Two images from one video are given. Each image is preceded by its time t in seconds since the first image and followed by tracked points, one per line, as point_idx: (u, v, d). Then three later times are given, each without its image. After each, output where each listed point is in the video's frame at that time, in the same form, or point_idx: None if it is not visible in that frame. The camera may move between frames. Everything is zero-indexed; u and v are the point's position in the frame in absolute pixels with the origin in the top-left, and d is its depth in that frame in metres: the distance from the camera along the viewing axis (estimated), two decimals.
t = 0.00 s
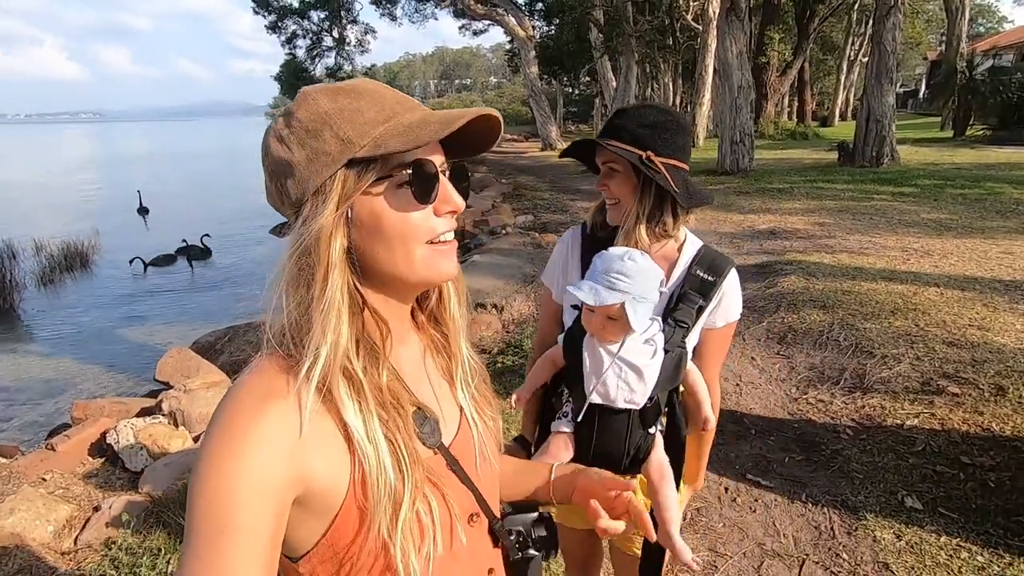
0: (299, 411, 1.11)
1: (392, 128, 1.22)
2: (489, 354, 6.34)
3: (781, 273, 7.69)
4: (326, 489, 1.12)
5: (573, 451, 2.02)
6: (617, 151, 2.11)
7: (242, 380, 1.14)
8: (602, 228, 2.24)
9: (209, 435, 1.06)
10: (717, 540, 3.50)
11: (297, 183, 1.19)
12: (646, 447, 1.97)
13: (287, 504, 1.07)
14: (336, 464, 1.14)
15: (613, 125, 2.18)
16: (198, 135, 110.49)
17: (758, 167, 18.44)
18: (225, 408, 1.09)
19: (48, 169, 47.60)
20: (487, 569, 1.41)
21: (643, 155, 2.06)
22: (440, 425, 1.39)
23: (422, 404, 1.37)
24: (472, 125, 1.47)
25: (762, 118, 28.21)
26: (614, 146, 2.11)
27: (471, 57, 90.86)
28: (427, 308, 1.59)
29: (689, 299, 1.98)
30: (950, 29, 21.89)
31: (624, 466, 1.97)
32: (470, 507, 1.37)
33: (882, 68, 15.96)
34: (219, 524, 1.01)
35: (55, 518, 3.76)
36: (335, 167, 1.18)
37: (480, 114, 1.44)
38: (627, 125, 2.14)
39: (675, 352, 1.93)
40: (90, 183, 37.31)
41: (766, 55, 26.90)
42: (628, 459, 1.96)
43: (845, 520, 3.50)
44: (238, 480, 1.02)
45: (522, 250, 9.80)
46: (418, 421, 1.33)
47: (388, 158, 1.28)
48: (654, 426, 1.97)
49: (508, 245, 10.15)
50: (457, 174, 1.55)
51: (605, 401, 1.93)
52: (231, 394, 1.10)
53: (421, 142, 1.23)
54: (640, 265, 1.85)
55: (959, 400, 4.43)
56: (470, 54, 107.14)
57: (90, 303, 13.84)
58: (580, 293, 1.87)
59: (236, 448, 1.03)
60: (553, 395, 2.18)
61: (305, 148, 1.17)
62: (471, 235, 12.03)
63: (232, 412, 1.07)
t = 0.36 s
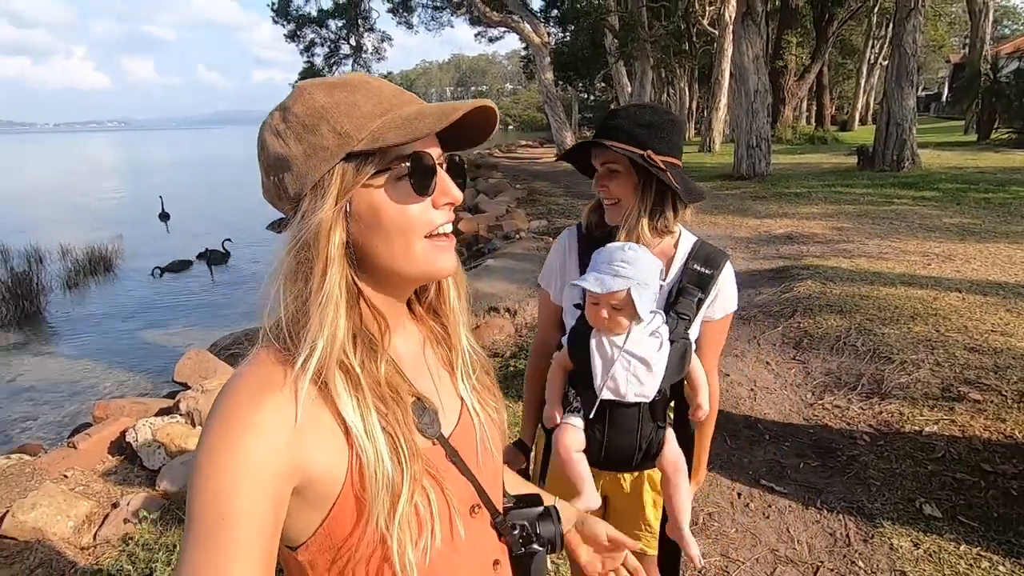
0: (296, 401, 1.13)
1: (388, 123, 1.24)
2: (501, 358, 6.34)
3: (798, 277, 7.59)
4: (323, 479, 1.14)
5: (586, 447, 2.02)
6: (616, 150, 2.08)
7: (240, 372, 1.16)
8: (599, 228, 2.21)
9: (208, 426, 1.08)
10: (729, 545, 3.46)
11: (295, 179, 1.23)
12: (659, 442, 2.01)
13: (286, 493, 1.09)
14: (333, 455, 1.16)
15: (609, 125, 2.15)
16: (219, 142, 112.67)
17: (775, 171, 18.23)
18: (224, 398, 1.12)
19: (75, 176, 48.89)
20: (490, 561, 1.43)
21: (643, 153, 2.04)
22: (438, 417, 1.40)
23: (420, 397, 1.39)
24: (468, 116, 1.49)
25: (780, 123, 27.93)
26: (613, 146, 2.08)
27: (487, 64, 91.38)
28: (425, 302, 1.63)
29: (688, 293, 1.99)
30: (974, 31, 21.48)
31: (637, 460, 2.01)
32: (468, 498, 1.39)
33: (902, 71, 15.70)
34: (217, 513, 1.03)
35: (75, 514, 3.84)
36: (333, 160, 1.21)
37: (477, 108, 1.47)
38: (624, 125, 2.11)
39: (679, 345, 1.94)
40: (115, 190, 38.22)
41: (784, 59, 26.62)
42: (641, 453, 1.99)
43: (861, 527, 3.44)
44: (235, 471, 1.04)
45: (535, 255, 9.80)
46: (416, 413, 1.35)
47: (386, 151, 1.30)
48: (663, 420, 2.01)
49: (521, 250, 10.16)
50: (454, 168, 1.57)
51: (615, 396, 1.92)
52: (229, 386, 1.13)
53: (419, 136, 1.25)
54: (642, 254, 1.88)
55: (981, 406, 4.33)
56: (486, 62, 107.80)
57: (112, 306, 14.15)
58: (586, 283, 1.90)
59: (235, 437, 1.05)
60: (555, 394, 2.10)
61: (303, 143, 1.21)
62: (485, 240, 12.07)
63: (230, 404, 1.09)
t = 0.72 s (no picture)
0: (299, 412, 1.13)
1: (439, 139, 1.30)
2: (514, 368, 6.33)
3: (815, 292, 7.48)
4: (326, 488, 1.15)
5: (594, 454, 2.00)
6: (620, 163, 2.04)
7: (242, 378, 1.16)
8: (602, 240, 2.17)
9: (209, 436, 1.08)
10: (741, 563, 3.39)
11: (341, 185, 1.22)
12: (669, 449, 1.98)
13: (288, 503, 1.09)
14: (335, 464, 1.16)
15: (608, 138, 2.10)
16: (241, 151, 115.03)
17: (794, 184, 18.05)
18: (227, 407, 1.12)
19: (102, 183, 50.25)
20: (496, 569, 1.43)
21: (647, 165, 2.01)
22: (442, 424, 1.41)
23: (425, 404, 1.40)
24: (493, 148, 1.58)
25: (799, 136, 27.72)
26: (615, 159, 2.04)
27: (505, 75, 92.11)
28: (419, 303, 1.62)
29: (693, 299, 1.96)
30: (999, 45, 21.13)
31: (646, 468, 1.99)
32: (474, 507, 1.39)
33: (924, 85, 15.47)
34: (222, 522, 1.04)
35: (90, 513, 3.90)
36: (389, 167, 1.24)
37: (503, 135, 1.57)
38: (623, 138, 2.06)
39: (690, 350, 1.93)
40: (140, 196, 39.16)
41: (803, 72, 26.39)
42: (650, 461, 1.97)
43: (878, 549, 3.35)
44: (238, 479, 1.05)
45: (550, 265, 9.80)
46: (420, 421, 1.35)
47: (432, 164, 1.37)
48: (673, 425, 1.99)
49: (535, 260, 10.17)
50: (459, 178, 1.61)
51: (627, 403, 1.91)
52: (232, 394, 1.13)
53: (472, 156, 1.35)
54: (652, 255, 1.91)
55: (1005, 427, 4.20)
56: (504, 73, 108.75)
57: (133, 310, 14.42)
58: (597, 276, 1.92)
59: (237, 447, 1.06)
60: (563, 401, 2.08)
61: (356, 147, 1.21)
62: (500, 249, 12.11)
63: (232, 413, 1.09)
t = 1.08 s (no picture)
0: (307, 414, 1.15)
1: (483, 166, 1.41)
2: (523, 374, 6.33)
3: (829, 303, 7.40)
4: (336, 489, 1.17)
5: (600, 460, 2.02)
6: (631, 171, 2.04)
7: (246, 379, 1.17)
8: (612, 246, 2.17)
9: (217, 442, 1.09)
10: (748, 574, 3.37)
11: (412, 195, 1.27)
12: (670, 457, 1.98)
13: (298, 504, 1.11)
14: (343, 465, 1.18)
15: (618, 148, 2.10)
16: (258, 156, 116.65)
17: (809, 195, 17.91)
18: (232, 408, 1.13)
19: (123, 185, 51.22)
20: (496, 559, 1.52)
21: (659, 173, 2.02)
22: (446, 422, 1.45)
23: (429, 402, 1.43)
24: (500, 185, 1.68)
25: (814, 148, 27.52)
26: (623, 169, 2.04)
27: (520, 84, 92.57)
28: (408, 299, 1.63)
29: (702, 304, 1.96)
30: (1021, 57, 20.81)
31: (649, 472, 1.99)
32: (476, 500, 1.46)
33: (943, 97, 15.29)
34: (233, 527, 1.06)
35: (102, 508, 3.96)
36: (450, 181, 1.32)
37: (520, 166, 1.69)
38: (634, 148, 2.07)
39: (698, 355, 1.94)
40: (159, 198, 39.81)
41: (819, 83, 26.21)
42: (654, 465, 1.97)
43: (889, 564, 3.30)
44: (248, 482, 1.06)
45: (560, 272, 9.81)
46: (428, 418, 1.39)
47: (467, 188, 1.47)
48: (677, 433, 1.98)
49: (546, 267, 10.19)
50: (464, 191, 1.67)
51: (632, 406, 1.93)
52: (239, 397, 1.14)
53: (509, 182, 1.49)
54: (661, 256, 1.92)
55: (1022, 443, 4.12)
56: (518, 82, 109.31)
57: (149, 309, 14.65)
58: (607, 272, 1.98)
59: (248, 450, 1.07)
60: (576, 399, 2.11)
61: (429, 157, 1.28)
62: (511, 256, 12.13)
63: (239, 418, 1.10)
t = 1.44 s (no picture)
0: (305, 422, 1.15)
1: (489, 181, 1.42)
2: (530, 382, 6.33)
3: (842, 318, 7.32)
4: (333, 499, 1.17)
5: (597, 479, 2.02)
6: (643, 189, 2.02)
7: (243, 386, 1.17)
8: (622, 264, 2.17)
9: (214, 448, 1.09)
10: None
11: (420, 208, 1.28)
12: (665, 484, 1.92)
13: (294, 512, 1.11)
14: (340, 474, 1.18)
15: (630, 165, 2.09)
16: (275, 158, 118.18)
17: (824, 208, 17.74)
18: (229, 414, 1.13)
19: (143, 185, 52.16)
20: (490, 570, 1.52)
21: (672, 194, 2.01)
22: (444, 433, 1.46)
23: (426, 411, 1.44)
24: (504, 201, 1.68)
25: (831, 161, 27.28)
26: (635, 186, 2.02)
27: (536, 91, 92.98)
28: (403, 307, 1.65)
29: (707, 327, 1.92)
30: None
31: (646, 498, 1.95)
32: (470, 510, 1.47)
33: (964, 112, 15.11)
34: (227, 532, 1.06)
35: (110, 503, 4.01)
36: (456, 195, 1.34)
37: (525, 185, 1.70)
38: (647, 164, 2.05)
39: (696, 380, 1.88)
40: (178, 198, 40.45)
41: (838, 96, 26.00)
42: (650, 490, 1.93)
43: None
44: (243, 490, 1.06)
45: (571, 280, 9.81)
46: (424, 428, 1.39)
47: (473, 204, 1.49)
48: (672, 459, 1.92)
49: (556, 275, 10.19)
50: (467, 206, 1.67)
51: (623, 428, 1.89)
52: (235, 403, 1.14)
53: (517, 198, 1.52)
54: (660, 277, 1.87)
55: None
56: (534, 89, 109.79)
57: (164, 307, 14.85)
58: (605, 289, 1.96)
59: (245, 456, 1.08)
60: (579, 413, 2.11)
61: (436, 173, 1.29)
62: (522, 262, 12.14)
63: (237, 424, 1.11)
